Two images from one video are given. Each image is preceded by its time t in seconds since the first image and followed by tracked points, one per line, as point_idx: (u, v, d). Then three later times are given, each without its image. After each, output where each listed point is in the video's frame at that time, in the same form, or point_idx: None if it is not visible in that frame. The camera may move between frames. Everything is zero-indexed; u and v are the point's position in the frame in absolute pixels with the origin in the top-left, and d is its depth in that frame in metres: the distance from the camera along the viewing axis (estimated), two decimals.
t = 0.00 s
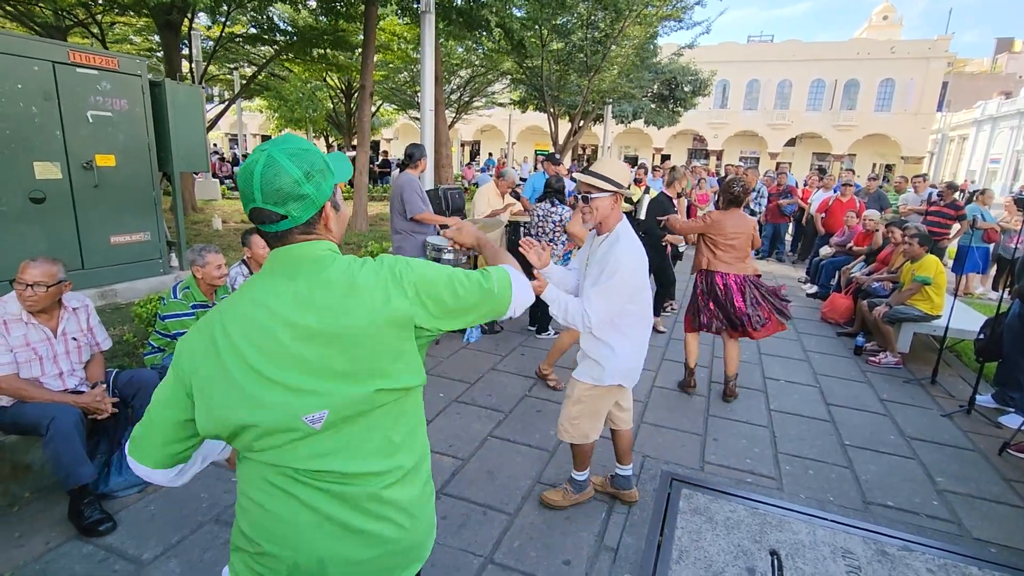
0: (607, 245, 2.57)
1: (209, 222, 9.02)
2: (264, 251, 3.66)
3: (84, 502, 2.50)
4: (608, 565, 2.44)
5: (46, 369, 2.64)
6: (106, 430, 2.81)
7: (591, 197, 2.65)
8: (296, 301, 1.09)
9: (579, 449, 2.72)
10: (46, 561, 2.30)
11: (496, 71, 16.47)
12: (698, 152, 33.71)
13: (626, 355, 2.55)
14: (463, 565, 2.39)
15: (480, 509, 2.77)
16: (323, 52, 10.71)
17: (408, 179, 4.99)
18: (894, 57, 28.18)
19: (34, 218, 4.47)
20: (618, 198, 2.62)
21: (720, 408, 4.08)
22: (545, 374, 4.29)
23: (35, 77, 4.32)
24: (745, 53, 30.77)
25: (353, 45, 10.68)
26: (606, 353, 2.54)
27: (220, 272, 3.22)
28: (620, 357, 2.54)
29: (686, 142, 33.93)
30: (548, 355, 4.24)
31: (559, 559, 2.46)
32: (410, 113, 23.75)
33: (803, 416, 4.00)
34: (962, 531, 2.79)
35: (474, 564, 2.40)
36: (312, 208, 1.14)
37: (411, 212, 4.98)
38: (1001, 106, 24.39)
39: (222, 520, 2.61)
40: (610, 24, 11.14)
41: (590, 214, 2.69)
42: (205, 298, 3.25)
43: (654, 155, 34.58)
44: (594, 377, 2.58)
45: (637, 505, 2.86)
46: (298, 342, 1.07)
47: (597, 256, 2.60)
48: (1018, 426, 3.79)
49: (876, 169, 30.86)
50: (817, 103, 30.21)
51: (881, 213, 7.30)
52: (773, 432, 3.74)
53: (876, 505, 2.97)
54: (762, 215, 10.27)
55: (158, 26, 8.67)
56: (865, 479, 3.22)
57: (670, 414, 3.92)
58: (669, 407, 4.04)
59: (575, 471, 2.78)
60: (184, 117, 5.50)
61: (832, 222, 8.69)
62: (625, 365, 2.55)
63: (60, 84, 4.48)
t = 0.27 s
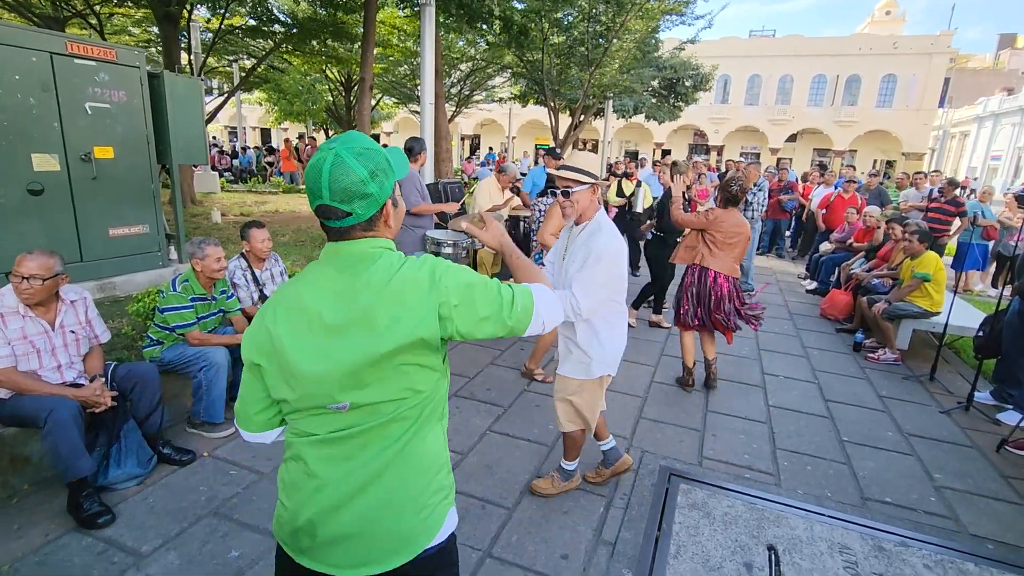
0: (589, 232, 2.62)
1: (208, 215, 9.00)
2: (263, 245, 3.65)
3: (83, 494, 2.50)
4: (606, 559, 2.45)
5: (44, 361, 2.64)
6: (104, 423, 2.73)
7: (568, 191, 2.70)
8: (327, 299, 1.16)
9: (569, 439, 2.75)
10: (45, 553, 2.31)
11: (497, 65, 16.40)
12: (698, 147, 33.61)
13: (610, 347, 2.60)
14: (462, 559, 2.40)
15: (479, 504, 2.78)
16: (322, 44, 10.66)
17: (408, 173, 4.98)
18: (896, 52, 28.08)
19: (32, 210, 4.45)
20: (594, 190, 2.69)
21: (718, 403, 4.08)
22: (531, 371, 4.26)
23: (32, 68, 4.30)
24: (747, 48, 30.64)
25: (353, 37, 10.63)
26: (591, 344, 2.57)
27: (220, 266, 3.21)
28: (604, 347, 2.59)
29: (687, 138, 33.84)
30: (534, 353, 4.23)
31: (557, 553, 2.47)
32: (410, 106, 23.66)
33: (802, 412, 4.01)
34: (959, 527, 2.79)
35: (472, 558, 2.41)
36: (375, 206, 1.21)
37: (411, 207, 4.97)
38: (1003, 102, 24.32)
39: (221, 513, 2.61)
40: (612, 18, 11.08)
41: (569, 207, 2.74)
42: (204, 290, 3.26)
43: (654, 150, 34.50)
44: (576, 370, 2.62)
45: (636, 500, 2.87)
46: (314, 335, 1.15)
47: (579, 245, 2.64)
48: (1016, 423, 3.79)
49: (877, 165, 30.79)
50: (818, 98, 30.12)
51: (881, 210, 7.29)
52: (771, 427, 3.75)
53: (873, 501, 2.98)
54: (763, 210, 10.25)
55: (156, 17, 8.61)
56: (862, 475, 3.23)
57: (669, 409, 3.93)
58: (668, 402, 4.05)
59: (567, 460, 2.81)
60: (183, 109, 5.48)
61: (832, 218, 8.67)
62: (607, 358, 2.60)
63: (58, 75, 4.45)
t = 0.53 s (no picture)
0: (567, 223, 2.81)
1: (206, 211, 8.97)
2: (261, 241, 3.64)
3: (80, 489, 2.50)
4: (602, 555, 2.46)
5: (42, 356, 2.63)
6: (102, 418, 2.72)
7: (553, 176, 2.80)
8: (336, 257, 1.37)
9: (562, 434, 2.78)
10: (42, 548, 2.31)
11: (496, 60, 16.34)
12: (698, 144, 33.54)
13: (593, 334, 2.67)
14: (459, 554, 2.41)
15: (476, 499, 2.78)
16: (321, 39, 10.60)
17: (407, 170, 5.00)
18: (896, 49, 28.03)
19: (28, 205, 4.44)
20: (576, 180, 2.84)
21: (716, 400, 4.09)
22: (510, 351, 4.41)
23: (29, 62, 4.27)
24: (748, 44, 30.55)
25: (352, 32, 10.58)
26: (575, 331, 2.62)
27: (217, 262, 3.20)
28: (587, 334, 2.64)
29: (686, 134, 33.77)
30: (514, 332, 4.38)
31: (554, 549, 2.47)
32: (409, 102, 23.57)
33: (799, 409, 4.02)
34: (954, 524, 2.81)
35: (470, 554, 2.41)
36: (401, 178, 1.38)
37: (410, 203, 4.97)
38: (1002, 100, 24.31)
39: (219, 508, 2.61)
40: (612, 13, 11.04)
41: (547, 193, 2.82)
42: (201, 286, 3.26)
43: (653, 146, 34.43)
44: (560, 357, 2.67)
45: (633, 495, 2.88)
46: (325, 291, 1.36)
47: (559, 236, 2.80)
48: (1012, 420, 3.79)
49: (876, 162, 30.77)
50: (818, 95, 30.07)
51: (880, 208, 7.29)
52: (768, 424, 3.76)
53: (869, 497, 2.99)
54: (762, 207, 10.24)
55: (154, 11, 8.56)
56: (859, 472, 3.24)
57: (666, 406, 3.94)
58: (665, 398, 4.06)
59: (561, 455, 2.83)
60: (180, 103, 5.45)
61: (831, 216, 8.67)
62: (590, 346, 2.66)
63: (55, 69, 4.43)
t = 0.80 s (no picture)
0: (552, 218, 2.83)
1: (204, 208, 8.95)
2: (260, 238, 3.64)
3: (78, 487, 2.50)
4: (600, 552, 2.47)
5: (42, 353, 2.63)
6: (100, 415, 2.72)
7: (538, 172, 2.77)
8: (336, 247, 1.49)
9: (548, 420, 2.92)
10: (40, 545, 2.31)
11: (495, 57, 16.29)
12: (697, 141, 33.52)
13: (570, 327, 2.82)
14: (457, 551, 2.41)
15: (475, 497, 2.79)
16: (319, 35, 10.57)
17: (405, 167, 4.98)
18: (896, 47, 28.00)
19: (26, 202, 4.42)
20: (560, 174, 2.81)
21: (714, 398, 4.09)
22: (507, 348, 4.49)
23: (25, 58, 4.26)
24: (747, 42, 30.49)
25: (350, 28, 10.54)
26: (555, 324, 2.79)
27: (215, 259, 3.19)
28: (564, 327, 2.80)
29: (686, 131, 33.73)
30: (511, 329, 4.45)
31: (552, 546, 2.48)
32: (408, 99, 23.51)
33: (797, 407, 4.02)
34: (951, 521, 2.82)
35: (468, 551, 2.42)
36: (403, 181, 1.46)
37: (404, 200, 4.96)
38: (1002, 97, 24.34)
39: (217, 505, 2.62)
40: (611, 10, 11.02)
41: (532, 187, 2.80)
42: (199, 283, 3.26)
43: (652, 144, 34.39)
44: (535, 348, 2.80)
45: (631, 493, 2.89)
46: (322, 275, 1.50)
47: (547, 230, 2.82)
48: (1009, 417, 3.80)
49: (875, 160, 30.78)
50: (818, 93, 30.04)
51: (878, 205, 7.29)
52: (766, 422, 3.77)
53: (867, 494, 3.00)
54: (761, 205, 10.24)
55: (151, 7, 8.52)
56: (856, 469, 3.25)
57: (664, 403, 3.94)
58: (663, 396, 4.06)
59: (546, 441, 2.94)
60: (178, 100, 5.43)
61: (830, 213, 8.67)
62: (569, 336, 2.82)
63: (52, 66, 4.42)
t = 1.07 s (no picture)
0: (547, 217, 2.89)
1: (202, 207, 8.93)
2: (258, 236, 3.63)
3: (73, 487, 2.49)
4: (599, 551, 2.47)
5: (43, 351, 2.62)
6: (97, 414, 2.71)
7: (536, 169, 2.81)
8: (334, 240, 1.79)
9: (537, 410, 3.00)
10: (38, 545, 2.31)
11: (494, 56, 16.27)
12: (696, 140, 33.51)
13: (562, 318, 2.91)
14: (455, 550, 2.41)
15: (473, 495, 2.79)
16: (317, 33, 10.54)
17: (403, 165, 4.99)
18: (894, 45, 27.99)
19: (22, 200, 4.41)
20: (553, 172, 2.87)
21: (713, 396, 4.09)
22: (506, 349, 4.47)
23: (21, 56, 4.24)
24: (747, 40, 30.46)
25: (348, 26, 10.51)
26: (550, 315, 2.87)
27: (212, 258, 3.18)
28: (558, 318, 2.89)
29: (685, 130, 33.71)
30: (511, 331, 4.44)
31: (550, 545, 2.48)
32: (407, 97, 23.46)
33: (796, 405, 4.02)
34: (949, 519, 2.82)
35: (466, 550, 2.41)
36: (387, 171, 1.66)
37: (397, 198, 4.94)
38: (1000, 96, 24.37)
39: (215, 505, 2.61)
40: (610, 8, 11.00)
41: (528, 185, 2.84)
42: (198, 282, 3.26)
43: (651, 142, 34.36)
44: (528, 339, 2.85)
45: (629, 492, 2.89)
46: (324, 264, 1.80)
47: (543, 229, 2.89)
48: (1007, 415, 3.80)
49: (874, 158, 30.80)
50: (816, 91, 30.04)
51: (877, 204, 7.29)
52: (765, 420, 3.77)
53: (865, 493, 3.00)
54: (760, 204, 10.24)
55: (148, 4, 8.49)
56: (855, 467, 3.25)
57: (662, 402, 3.94)
58: (661, 394, 4.06)
59: (535, 427, 3.04)
60: (175, 99, 5.41)
61: (829, 212, 8.67)
62: (562, 328, 2.91)
63: (48, 64, 4.40)
